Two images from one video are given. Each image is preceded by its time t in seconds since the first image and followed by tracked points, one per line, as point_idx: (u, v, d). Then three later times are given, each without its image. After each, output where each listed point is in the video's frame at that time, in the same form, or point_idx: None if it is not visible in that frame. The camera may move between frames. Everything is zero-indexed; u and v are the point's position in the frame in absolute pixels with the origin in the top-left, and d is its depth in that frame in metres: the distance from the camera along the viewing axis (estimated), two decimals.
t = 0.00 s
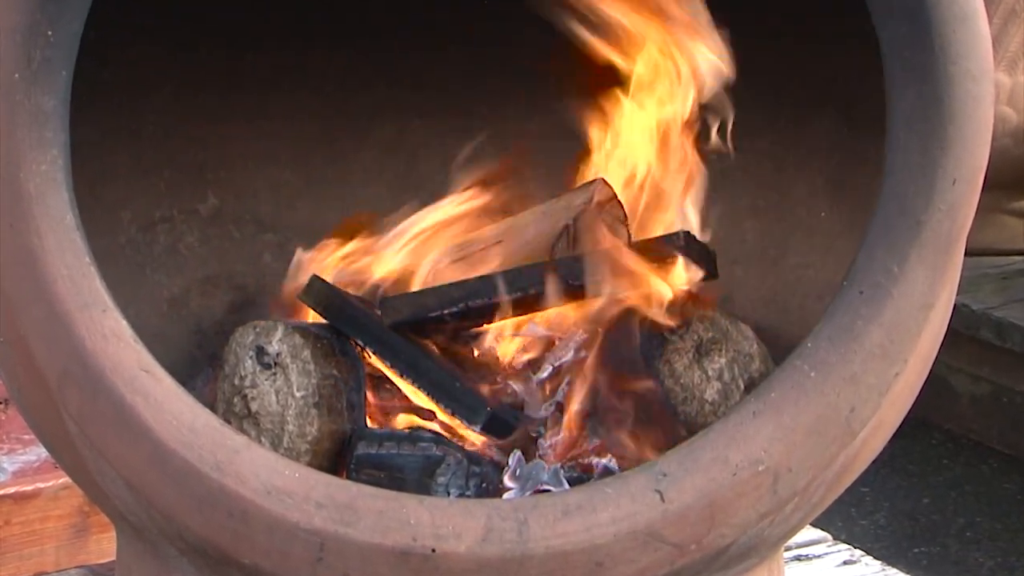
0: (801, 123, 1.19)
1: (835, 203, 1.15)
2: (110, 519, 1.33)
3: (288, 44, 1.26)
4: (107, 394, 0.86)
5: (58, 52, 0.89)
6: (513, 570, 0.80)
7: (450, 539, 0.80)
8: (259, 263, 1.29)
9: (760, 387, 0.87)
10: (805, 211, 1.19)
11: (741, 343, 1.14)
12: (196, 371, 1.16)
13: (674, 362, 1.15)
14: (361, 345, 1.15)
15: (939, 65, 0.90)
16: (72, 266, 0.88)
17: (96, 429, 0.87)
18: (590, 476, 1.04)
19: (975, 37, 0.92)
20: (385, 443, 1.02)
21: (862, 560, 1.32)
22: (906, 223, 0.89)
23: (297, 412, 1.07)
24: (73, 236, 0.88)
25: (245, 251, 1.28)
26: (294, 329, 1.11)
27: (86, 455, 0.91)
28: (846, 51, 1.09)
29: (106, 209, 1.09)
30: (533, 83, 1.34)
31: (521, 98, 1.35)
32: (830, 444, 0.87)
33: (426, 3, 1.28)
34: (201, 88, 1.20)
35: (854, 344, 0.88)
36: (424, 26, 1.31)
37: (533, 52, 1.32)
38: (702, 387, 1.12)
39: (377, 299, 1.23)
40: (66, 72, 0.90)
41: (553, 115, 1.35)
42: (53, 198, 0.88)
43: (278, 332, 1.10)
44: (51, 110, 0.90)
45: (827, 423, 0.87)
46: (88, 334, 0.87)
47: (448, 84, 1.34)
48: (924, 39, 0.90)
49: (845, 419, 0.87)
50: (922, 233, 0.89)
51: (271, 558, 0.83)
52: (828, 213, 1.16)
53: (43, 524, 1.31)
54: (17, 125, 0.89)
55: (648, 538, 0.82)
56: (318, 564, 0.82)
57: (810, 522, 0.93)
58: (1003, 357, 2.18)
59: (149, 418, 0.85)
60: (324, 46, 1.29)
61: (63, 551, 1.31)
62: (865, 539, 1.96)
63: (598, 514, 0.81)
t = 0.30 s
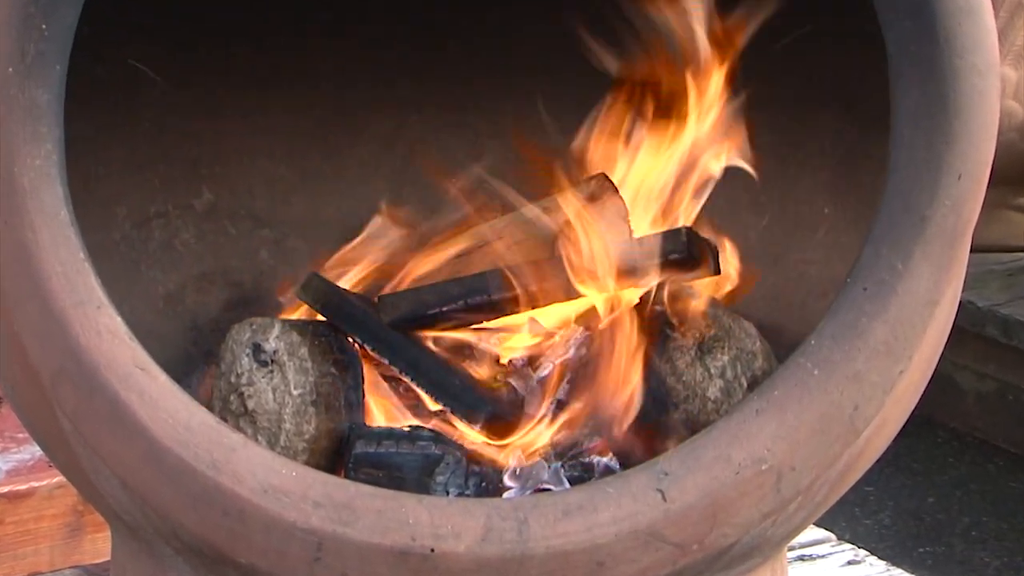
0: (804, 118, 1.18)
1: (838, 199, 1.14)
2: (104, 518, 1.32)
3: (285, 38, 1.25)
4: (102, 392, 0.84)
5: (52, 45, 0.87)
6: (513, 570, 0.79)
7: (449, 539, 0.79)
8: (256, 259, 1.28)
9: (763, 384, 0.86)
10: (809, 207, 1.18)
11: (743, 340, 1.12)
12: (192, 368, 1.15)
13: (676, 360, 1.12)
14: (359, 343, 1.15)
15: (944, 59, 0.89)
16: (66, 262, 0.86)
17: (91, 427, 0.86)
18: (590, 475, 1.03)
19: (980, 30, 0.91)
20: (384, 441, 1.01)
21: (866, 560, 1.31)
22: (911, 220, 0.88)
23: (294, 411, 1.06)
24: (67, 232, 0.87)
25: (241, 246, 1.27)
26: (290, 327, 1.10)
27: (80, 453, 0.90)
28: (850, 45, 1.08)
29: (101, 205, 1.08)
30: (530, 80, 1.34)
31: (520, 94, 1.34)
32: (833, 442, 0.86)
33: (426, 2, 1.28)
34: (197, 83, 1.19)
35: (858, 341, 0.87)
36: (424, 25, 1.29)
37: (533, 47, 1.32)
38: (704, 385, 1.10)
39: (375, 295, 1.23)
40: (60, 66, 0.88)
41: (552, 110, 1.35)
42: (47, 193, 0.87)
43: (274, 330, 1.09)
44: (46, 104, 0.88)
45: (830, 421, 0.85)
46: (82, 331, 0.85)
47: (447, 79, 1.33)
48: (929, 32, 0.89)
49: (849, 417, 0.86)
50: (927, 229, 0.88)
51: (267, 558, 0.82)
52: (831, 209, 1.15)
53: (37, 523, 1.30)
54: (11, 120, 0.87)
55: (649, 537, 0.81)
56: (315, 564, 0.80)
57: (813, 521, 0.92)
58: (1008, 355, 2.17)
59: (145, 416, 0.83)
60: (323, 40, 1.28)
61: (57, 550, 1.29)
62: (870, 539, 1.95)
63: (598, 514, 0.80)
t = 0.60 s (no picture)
0: (807, 114, 1.17)
1: (843, 195, 1.13)
2: (100, 518, 1.30)
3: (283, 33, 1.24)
4: (97, 390, 0.83)
5: (46, 39, 0.86)
6: (513, 570, 0.78)
7: (448, 539, 0.78)
8: (252, 254, 1.28)
9: (766, 383, 0.85)
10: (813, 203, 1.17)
11: (745, 338, 1.13)
12: (189, 365, 1.15)
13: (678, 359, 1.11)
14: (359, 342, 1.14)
15: (951, 53, 0.87)
16: (60, 259, 0.85)
17: (86, 425, 0.85)
18: (591, 474, 1.02)
19: (986, 23, 0.89)
20: (383, 441, 1.01)
21: (870, 560, 1.30)
22: (916, 216, 0.87)
23: (291, 409, 1.05)
24: (62, 228, 0.86)
25: (238, 243, 1.27)
26: (288, 324, 1.09)
27: (75, 453, 0.88)
28: (853, 40, 1.07)
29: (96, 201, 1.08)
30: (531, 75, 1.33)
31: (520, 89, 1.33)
32: (837, 440, 0.85)
33: None
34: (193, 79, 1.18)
35: (863, 340, 0.85)
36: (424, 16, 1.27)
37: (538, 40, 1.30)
38: (706, 381, 1.10)
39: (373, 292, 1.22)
40: (54, 60, 0.87)
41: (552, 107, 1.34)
42: (41, 189, 0.86)
43: (271, 327, 1.08)
44: (39, 100, 0.86)
45: (834, 419, 0.84)
46: (77, 328, 0.84)
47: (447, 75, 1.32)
48: (935, 26, 0.87)
49: (853, 416, 0.85)
50: (932, 225, 0.86)
51: (264, 558, 0.80)
52: (835, 205, 1.14)
53: (31, 523, 1.29)
54: (4, 115, 0.86)
55: (651, 537, 0.80)
56: (313, 565, 0.79)
57: (817, 521, 0.91)
58: (1013, 353, 2.16)
59: (141, 415, 0.82)
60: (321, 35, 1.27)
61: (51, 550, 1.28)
62: (875, 539, 1.94)
63: (599, 513, 0.79)
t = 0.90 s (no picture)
0: (810, 109, 1.17)
1: (846, 191, 1.12)
2: (96, 518, 1.29)
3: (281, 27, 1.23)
4: (92, 387, 0.82)
5: (41, 32, 0.84)
6: (513, 571, 0.76)
7: (447, 539, 0.77)
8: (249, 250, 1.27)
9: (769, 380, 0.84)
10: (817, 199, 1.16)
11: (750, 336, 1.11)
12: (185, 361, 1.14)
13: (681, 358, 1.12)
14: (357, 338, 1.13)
15: (957, 46, 0.86)
16: (55, 255, 0.83)
17: (80, 422, 0.83)
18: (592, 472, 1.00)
19: (993, 15, 0.88)
20: (382, 439, 1.01)
21: (875, 560, 1.28)
22: (922, 212, 0.85)
23: (288, 407, 1.05)
24: (56, 223, 0.84)
25: (235, 239, 1.26)
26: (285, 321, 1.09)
27: (70, 451, 0.87)
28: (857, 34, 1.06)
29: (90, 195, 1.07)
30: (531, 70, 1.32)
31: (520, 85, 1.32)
32: (842, 438, 0.84)
33: None
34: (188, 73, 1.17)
35: (867, 338, 0.84)
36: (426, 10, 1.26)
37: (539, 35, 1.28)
38: (708, 380, 1.10)
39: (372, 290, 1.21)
40: (49, 54, 0.85)
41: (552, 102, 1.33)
42: (35, 183, 0.84)
43: (268, 324, 1.08)
44: (33, 93, 0.85)
45: (838, 417, 0.83)
46: (72, 325, 0.83)
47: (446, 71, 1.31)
48: (943, 19, 0.86)
49: (858, 413, 0.84)
50: (937, 220, 0.85)
51: (261, 557, 0.79)
52: (839, 201, 1.13)
53: (26, 522, 1.28)
54: None
55: (652, 537, 0.79)
56: (310, 564, 0.78)
57: (821, 520, 0.90)
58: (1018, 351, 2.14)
59: (137, 413, 0.81)
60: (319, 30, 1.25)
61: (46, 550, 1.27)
62: (879, 539, 1.93)
63: (600, 513, 0.78)
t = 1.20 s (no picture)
0: (814, 104, 1.15)
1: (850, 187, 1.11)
2: (90, 517, 1.28)
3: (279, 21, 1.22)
4: (87, 386, 0.81)
5: (34, 25, 0.83)
6: (514, 571, 0.75)
7: (447, 539, 0.76)
8: (246, 245, 1.26)
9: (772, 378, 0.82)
10: (821, 194, 1.14)
11: (751, 333, 1.11)
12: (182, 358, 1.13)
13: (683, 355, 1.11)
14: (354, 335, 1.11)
15: (965, 39, 0.84)
16: (48, 250, 0.82)
17: (76, 420, 0.82)
18: (593, 472, 0.99)
19: (1000, 8, 0.87)
20: (380, 437, 1.00)
21: (879, 560, 1.27)
22: (927, 207, 0.84)
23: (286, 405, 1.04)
24: (50, 218, 0.83)
25: (231, 234, 1.25)
26: (282, 319, 1.09)
27: (64, 448, 0.86)
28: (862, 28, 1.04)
29: (86, 191, 1.06)
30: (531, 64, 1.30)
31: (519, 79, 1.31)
32: (846, 437, 0.82)
33: None
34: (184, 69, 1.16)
35: (872, 335, 0.83)
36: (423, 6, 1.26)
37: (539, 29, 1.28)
38: (710, 377, 1.10)
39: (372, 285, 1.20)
40: (42, 46, 0.83)
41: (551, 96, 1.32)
42: (28, 179, 0.82)
43: (265, 321, 1.07)
44: (25, 86, 0.83)
45: (842, 414, 0.82)
46: (66, 322, 0.81)
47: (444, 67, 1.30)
48: (950, 13, 0.84)
49: (862, 411, 0.83)
50: (943, 216, 0.84)
51: (257, 557, 0.78)
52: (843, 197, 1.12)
53: (19, 522, 1.27)
54: None
55: (654, 536, 0.78)
56: (308, 565, 0.77)
57: (825, 519, 0.89)
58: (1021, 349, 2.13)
59: (132, 411, 0.80)
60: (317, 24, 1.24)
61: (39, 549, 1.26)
62: (883, 539, 1.92)
63: (602, 512, 0.77)
